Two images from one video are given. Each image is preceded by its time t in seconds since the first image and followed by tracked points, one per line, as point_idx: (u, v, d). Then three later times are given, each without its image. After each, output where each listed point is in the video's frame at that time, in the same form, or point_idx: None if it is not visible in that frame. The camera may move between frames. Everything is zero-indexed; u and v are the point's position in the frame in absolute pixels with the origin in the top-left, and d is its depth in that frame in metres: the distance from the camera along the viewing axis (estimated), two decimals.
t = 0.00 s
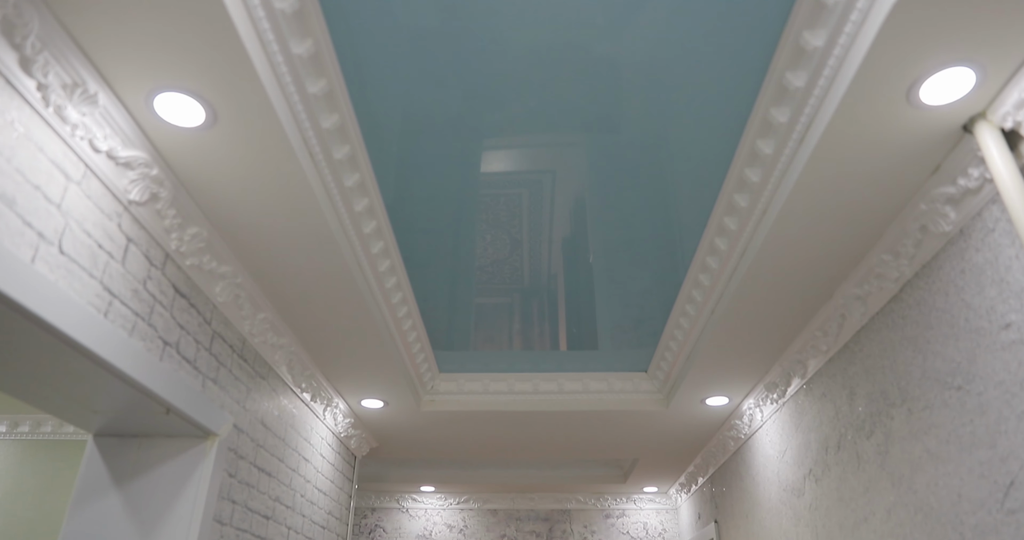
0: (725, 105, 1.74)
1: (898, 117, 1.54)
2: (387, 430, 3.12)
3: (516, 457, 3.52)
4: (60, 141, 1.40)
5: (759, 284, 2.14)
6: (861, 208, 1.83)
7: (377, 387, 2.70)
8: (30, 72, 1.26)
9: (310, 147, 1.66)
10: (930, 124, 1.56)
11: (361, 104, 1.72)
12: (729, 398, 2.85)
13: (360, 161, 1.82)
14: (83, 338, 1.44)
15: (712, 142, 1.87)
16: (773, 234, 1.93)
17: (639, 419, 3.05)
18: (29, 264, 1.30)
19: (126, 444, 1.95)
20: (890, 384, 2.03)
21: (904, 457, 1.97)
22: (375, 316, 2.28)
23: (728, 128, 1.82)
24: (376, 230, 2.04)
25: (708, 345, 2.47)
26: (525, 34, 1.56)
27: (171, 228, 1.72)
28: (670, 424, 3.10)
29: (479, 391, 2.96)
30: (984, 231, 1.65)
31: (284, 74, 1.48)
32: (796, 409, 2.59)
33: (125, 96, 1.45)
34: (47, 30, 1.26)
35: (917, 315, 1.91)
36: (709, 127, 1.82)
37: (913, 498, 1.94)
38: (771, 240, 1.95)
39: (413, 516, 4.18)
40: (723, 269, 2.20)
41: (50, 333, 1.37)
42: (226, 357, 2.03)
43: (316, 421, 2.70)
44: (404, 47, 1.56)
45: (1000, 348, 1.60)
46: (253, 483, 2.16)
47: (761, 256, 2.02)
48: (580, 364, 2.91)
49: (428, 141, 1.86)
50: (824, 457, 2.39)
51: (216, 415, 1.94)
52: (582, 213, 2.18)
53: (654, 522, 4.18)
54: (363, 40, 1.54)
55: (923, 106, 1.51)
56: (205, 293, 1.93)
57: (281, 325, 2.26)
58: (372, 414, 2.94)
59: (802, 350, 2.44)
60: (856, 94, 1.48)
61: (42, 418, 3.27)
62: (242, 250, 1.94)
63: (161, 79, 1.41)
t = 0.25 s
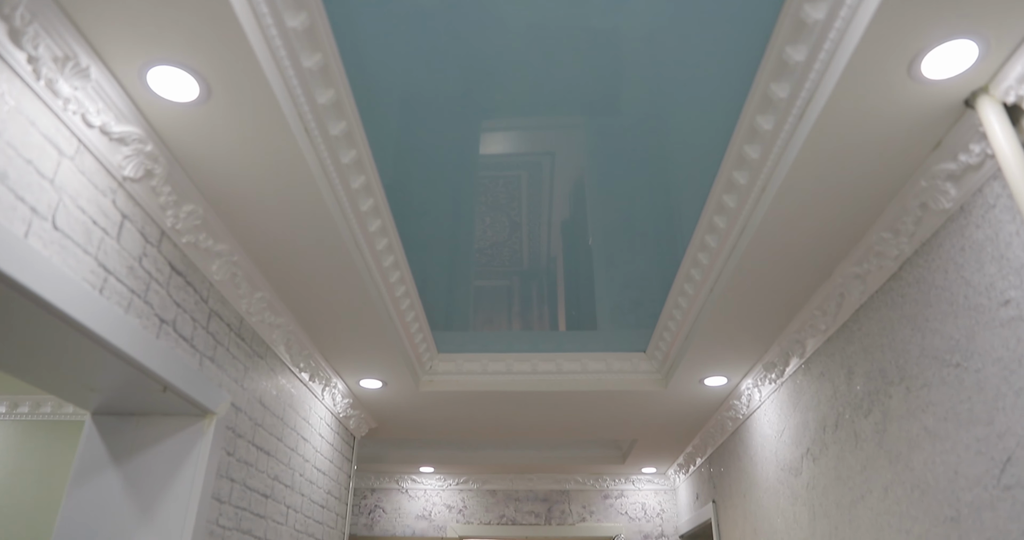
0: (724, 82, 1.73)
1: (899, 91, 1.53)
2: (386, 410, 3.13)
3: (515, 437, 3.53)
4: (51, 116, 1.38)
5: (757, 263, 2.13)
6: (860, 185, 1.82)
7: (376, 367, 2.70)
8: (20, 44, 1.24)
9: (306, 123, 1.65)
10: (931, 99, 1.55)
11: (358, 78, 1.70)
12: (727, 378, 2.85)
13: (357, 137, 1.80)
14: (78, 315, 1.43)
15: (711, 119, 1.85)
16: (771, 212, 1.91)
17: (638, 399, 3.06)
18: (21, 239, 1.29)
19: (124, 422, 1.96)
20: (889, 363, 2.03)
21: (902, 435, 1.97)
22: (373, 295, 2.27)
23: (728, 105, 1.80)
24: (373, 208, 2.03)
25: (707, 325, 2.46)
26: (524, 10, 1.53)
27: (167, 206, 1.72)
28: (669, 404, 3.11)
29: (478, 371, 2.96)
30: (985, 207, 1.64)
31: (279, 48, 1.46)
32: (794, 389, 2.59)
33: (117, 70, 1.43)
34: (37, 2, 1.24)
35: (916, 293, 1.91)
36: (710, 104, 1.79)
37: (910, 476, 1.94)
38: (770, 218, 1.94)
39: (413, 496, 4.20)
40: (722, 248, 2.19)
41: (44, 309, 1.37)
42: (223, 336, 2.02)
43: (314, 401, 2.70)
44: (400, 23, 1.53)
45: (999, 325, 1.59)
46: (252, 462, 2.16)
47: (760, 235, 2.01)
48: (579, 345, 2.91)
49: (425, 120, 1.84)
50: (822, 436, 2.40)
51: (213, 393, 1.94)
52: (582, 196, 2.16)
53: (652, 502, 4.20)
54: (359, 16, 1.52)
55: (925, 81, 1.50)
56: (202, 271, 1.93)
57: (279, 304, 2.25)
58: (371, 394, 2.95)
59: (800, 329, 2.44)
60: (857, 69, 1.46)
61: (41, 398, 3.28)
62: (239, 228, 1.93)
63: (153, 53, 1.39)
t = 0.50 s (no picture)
0: (724, 53, 1.71)
1: (898, 61, 1.52)
2: (386, 384, 3.15)
3: (514, 412, 3.57)
4: (47, 85, 1.38)
5: (755, 236, 2.14)
6: (858, 157, 1.82)
7: (376, 341, 2.72)
8: (13, 12, 1.23)
9: (303, 94, 1.64)
10: (930, 69, 1.54)
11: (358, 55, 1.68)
12: (725, 352, 2.87)
13: (354, 109, 1.80)
14: (77, 285, 1.44)
15: (710, 91, 1.84)
16: (769, 185, 1.91)
17: (636, 373, 3.08)
18: (19, 208, 1.29)
19: (126, 394, 1.97)
20: (885, 334, 2.04)
21: (896, 405, 1.99)
22: (372, 269, 2.28)
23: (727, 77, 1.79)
24: (371, 180, 2.03)
25: (704, 298, 2.48)
26: None
27: (165, 178, 1.72)
28: (667, 378, 3.13)
29: (477, 345, 2.98)
30: (982, 178, 1.63)
31: (275, 18, 1.44)
32: (791, 362, 2.61)
33: (112, 40, 1.42)
34: None
35: (912, 264, 1.91)
36: (708, 76, 1.78)
37: (904, 446, 1.96)
38: (767, 191, 1.94)
39: (413, 470, 4.24)
40: (720, 221, 2.19)
41: (43, 278, 1.37)
42: (223, 309, 2.04)
43: (315, 375, 2.73)
44: None
45: (994, 295, 1.60)
46: (253, 434, 2.19)
47: (758, 208, 2.01)
48: (578, 320, 2.92)
49: (424, 97, 1.83)
50: (818, 409, 2.42)
51: (214, 365, 1.95)
52: (582, 173, 2.16)
53: (651, 476, 4.25)
54: None
55: (925, 49, 1.49)
56: (201, 244, 1.93)
57: (278, 278, 2.26)
58: (371, 368, 2.97)
59: (797, 303, 2.46)
60: (856, 38, 1.45)
61: (44, 373, 3.31)
62: (237, 201, 1.93)
63: (148, 22, 1.38)
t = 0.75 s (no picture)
0: (722, 17, 1.69)
1: (898, 23, 1.49)
2: (385, 354, 3.18)
3: (513, 382, 3.59)
4: (36, 47, 1.36)
5: (752, 203, 2.13)
6: (856, 122, 1.80)
7: (374, 310, 2.73)
8: None
9: (297, 59, 1.62)
10: (930, 30, 1.52)
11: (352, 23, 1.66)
12: (722, 320, 2.89)
13: (349, 74, 1.78)
14: (71, 249, 1.44)
15: (708, 57, 1.81)
16: (765, 151, 1.90)
17: (633, 342, 3.09)
18: (11, 171, 1.29)
19: (125, 361, 1.99)
20: (880, 301, 2.05)
21: (890, 371, 2.00)
22: (369, 237, 2.28)
23: (725, 42, 1.76)
24: (367, 146, 2.02)
25: (701, 266, 2.48)
26: None
27: (159, 143, 1.71)
28: (664, 348, 3.15)
29: (474, 314, 2.99)
30: (980, 142, 1.62)
31: None
32: (787, 331, 2.62)
33: (102, 1, 1.41)
34: None
35: (908, 230, 1.91)
36: (706, 41, 1.76)
37: (897, 411, 1.98)
38: (764, 157, 1.93)
39: (413, 440, 4.29)
40: (717, 188, 2.18)
41: (37, 241, 1.37)
42: (220, 276, 2.04)
43: (314, 344, 2.74)
44: None
45: (990, 260, 1.60)
46: (252, 401, 2.21)
47: (755, 174, 2.00)
48: (576, 290, 2.93)
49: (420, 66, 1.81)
50: (813, 376, 2.43)
51: (212, 332, 1.96)
52: (580, 144, 2.14)
53: (648, 445, 4.29)
54: None
55: (925, 11, 1.46)
56: (197, 211, 1.94)
57: (275, 246, 2.27)
58: (369, 338, 2.99)
59: (794, 271, 2.47)
60: None
61: (45, 343, 3.33)
62: (232, 167, 1.92)
63: None
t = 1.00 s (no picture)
0: None
1: None
2: (385, 332, 3.19)
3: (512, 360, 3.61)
4: (30, 20, 1.35)
5: (751, 180, 2.12)
6: (855, 97, 1.79)
7: (374, 288, 2.74)
8: None
9: (293, 33, 1.61)
10: (930, 4, 1.50)
11: None
12: (721, 298, 2.89)
13: (346, 49, 1.76)
14: (69, 223, 1.44)
15: (707, 32, 1.79)
16: (764, 127, 1.89)
17: (632, 320, 3.10)
18: (8, 145, 1.29)
19: (125, 338, 2.00)
20: (879, 277, 2.05)
21: (888, 347, 2.01)
22: (368, 215, 2.29)
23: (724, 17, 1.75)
24: (365, 122, 2.00)
25: (700, 244, 2.48)
26: None
27: (156, 119, 1.71)
28: (663, 326, 3.16)
29: (474, 293, 3.00)
30: (979, 116, 1.61)
31: None
32: (786, 309, 2.63)
33: None
34: None
35: (907, 206, 1.91)
36: (705, 16, 1.74)
37: (894, 387, 1.98)
38: (762, 133, 1.92)
39: (413, 419, 4.32)
40: (716, 163, 2.17)
41: (35, 216, 1.38)
42: (219, 253, 2.05)
43: (314, 322, 2.75)
44: None
45: (987, 235, 1.60)
46: (252, 378, 2.22)
47: (754, 151, 1.99)
48: (575, 268, 2.93)
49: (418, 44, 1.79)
50: (811, 353, 2.44)
51: (211, 309, 1.97)
52: (580, 122, 2.13)
53: (648, 424, 4.31)
54: None
55: None
56: (196, 188, 1.94)
57: (274, 224, 2.27)
58: (369, 316, 3.00)
59: (793, 248, 2.47)
60: None
61: (46, 323, 3.34)
62: (230, 144, 1.92)
63: None
